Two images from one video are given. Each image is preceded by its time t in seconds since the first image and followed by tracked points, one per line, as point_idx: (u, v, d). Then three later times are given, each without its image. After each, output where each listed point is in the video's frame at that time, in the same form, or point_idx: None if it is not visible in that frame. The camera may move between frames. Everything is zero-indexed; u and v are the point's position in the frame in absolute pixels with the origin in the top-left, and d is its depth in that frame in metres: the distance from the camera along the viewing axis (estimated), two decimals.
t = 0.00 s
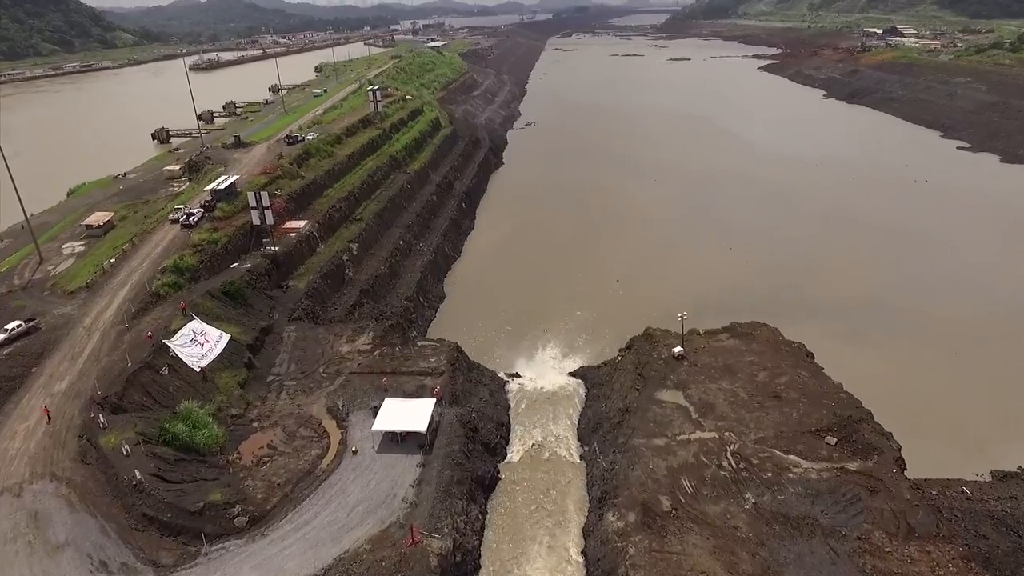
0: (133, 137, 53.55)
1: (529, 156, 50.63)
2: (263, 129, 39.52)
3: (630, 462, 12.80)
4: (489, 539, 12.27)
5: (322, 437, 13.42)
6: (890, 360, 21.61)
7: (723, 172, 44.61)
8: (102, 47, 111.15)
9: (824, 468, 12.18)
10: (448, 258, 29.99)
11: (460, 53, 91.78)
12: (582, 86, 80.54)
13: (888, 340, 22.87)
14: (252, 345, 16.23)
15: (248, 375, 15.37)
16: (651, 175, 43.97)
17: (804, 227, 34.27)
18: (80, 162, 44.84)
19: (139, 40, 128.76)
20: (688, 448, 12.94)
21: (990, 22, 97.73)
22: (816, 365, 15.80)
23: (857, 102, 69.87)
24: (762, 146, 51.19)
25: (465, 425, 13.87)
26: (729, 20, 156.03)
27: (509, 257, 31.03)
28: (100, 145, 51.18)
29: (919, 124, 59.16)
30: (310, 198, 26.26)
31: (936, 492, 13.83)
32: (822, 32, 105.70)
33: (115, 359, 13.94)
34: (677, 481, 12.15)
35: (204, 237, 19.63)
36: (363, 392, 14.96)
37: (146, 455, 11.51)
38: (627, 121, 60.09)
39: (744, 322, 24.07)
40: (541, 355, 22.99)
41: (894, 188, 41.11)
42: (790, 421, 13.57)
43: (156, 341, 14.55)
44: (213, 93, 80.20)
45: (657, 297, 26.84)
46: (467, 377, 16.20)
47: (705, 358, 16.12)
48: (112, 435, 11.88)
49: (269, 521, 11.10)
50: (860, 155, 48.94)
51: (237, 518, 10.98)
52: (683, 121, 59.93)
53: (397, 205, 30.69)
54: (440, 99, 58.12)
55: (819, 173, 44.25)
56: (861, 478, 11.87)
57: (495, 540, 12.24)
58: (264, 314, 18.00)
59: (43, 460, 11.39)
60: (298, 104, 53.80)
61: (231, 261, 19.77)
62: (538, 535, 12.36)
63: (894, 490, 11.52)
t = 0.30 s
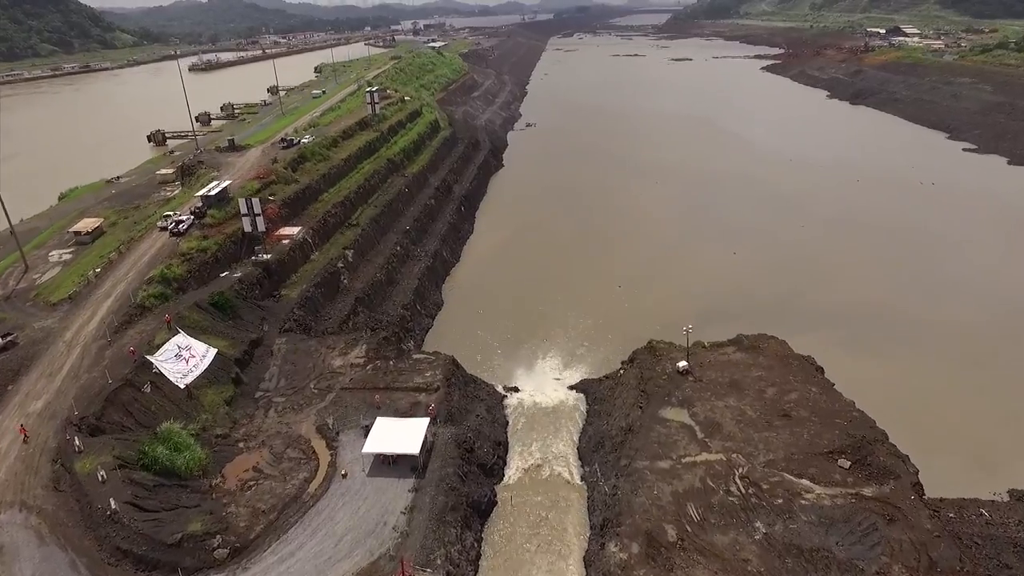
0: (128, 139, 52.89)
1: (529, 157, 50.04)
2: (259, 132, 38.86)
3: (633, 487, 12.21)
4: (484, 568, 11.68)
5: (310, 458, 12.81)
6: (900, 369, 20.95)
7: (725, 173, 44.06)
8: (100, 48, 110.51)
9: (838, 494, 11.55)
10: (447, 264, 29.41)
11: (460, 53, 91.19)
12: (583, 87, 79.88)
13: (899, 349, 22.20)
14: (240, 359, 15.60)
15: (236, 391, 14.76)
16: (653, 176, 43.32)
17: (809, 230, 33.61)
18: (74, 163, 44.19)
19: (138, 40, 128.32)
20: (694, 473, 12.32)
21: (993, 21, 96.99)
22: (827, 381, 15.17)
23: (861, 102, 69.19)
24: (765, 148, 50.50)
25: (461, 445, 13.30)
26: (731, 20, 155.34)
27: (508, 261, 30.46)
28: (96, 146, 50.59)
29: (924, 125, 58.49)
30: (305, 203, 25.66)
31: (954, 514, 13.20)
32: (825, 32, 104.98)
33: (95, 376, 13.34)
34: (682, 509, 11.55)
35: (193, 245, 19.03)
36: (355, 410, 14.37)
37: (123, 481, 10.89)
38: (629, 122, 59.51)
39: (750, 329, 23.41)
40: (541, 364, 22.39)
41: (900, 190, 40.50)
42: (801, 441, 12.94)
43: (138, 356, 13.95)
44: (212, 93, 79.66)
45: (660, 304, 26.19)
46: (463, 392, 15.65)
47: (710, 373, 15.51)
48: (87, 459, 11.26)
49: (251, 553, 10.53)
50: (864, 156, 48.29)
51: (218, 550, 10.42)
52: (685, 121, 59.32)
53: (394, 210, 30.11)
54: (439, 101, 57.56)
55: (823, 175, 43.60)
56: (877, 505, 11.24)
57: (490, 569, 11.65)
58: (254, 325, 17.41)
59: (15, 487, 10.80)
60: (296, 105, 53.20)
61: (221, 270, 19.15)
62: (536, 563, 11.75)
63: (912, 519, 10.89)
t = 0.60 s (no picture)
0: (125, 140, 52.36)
1: (530, 160, 49.46)
2: (257, 134, 38.34)
3: (636, 511, 11.67)
4: None
5: (299, 480, 12.29)
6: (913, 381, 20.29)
7: (729, 177, 43.43)
8: (100, 49, 110.08)
9: (850, 520, 11.01)
10: (446, 270, 28.87)
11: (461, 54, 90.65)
12: (585, 88, 79.34)
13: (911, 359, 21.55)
14: (229, 373, 15.08)
15: (224, 407, 14.24)
16: (656, 180, 42.74)
17: (815, 234, 32.95)
18: (69, 165, 43.65)
19: (139, 41, 127.89)
20: (700, 496, 11.77)
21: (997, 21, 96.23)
22: (837, 396, 14.62)
23: (865, 103, 68.55)
24: (769, 150, 49.88)
25: (456, 465, 12.78)
26: (732, 20, 154.64)
27: (508, 267, 29.88)
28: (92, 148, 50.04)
29: (928, 126, 57.86)
30: (300, 208, 25.13)
31: (971, 537, 12.63)
32: (827, 32, 104.29)
33: (76, 394, 12.81)
34: (687, 536, 11.01)
35: (183, 253, 18.49)
36: (347, 428, 13.84)
37: (100, 508, 10.37)
38: (630, 123, 58.93)
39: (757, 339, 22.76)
40: (541, 374, 21.84)
41: (907, 193, 39.84)
42: (811, 462, 12.40)
43: (121, 372, 13.41)
44: (211, 95, 79.16)
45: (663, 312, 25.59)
46: (460, 408, 15.13)
47: (716, 388, 14.95)
48: (62, 483, 10.73)
49: None
50: (870, 159, 47.62)
51: None
52: (687, 123, 58.74)
53: (392, 215, 29.58)
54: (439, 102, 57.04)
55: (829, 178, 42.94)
56: (892, 532, 10.69)
57: None
58: (244, 336, 16.88)
59: None
60: (294, 107, 52.69)
61: (212, 279, 18.63)
62: None
63: (931, 548, 10.31)
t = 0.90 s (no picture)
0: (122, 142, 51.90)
1: (530, 162, 48.93)
2: (253, 137, 37.83)
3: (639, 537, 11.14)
4: None
5: (286, 503, 11.76)
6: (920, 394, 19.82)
7: (732, 179, 42.80)
8: (101, 50, 109.82)
9: (865, 549, 10.45)
10: (444, 276, 28.32)
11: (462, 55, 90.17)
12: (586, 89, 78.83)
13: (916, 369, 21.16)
14: (216, 388, 14.54)
15: (210, 424, 13.70)
16: (659, 182, 42.14)
17: (820, 238, 32.38)
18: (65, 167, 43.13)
19: (140, 41, 127.57)
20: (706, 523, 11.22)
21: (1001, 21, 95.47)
22: (848, 413, 14.05)
23: (869, 104, 67.89)
24: (773, 152, 49.25)
25: (451, 487, 12.25)
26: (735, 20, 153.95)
27: (508, 273, 29.33)
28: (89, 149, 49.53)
29: (934, 128, 57.20)
30: (294, 213, 24.57)
31: (990, 561, 12.07)
32: (830, 32, 103.57)
33: (55, 412, 12.28)
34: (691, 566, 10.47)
35: (172, 261, 17.99)
36: (336, 446, 13.29)
37: (74, 537, 9.84)
38: (632, 124, 58.37)
39: (764, 349, 22.14)
40: (541, 386, 21.28)
41: (914, 195, 39.19)
42: (823, 485, 11.83)
43: (103, 388, 12.86)
44: (211, 96, 78.72)
45: (665, 320, 25.11)
46: (455, 424, 14.59)
47: (722, 404, 14.37)
48: (36, 509, 10.20)
49: None
50: (876, 161, 46.91)
51: None
52: (689, 124, 58.16)
53: (389, 219, 29.04)
54: (439, 104, 56.55)
55: (835, 181, 42.24)
56: (909, 563, 10.14)
57: None
58: (233, 348, 16.34)
59: None
60: (293, 109, 52.26)
61: (201, 288, 18.10)
62: None
63: None
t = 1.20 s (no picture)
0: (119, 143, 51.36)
1: (531, 164, 48.36)
2: (249, 140, 37.27)
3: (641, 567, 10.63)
4: None
5: (272, 529, 11.23)
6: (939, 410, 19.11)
7: (736, 182, 42.17)
8: (101, 50, 109.42)
9: None
10: (442, 281, 27.78)
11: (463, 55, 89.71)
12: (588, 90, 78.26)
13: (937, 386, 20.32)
14: (202, 405, 13.99)
15: (194, 443, 13.16)
16: (662, 184, 41.55)
17: (828, 244, 31.73)
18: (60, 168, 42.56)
19: (140, 42, 127.25)
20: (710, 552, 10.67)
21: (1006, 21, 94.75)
22: (859, 431, 13.46)
23: (873, 105, 67.23)
24: (777, 153, 48.60)
25: (444, 511, 11.73)
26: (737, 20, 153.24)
27: (508, 279, 28.80)
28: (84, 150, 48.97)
29: (940, 129, 56.52)
30: (289, 219, 24.04)
31: None
32: (833, 33, 102.90)
33: (30, 432, 11.74)
34: None
35: (159, 270, 17.45)
36: (325, 466, 12.75)
37: (43, 570, 9.32)
38: (634, 125, 57.78)
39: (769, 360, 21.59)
40: (540, 397, 20.76)
41: (921, 198, 38.61)
42: (835, 510, 11.26)
43: (81, 407, 12.30)
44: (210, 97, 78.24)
45: (672, 330, 24.47)
46: (449, 442, 14.06)
47: (728, 421, 13.79)
48: (4, 539, 9.67)
49: None
50: (882, 162, 46.21)
51: None
52: (692, 125, 57.54)
53: (387, 224, 28.54)
54: (439, 105, 56.04)
55: (840, 183, 41.56)
56: None
57: None
58: (221, 361, 15.80)
59: None
60: (292, 111, 51.72)
61: (190, 298, 17.56)
62: None
63: None
